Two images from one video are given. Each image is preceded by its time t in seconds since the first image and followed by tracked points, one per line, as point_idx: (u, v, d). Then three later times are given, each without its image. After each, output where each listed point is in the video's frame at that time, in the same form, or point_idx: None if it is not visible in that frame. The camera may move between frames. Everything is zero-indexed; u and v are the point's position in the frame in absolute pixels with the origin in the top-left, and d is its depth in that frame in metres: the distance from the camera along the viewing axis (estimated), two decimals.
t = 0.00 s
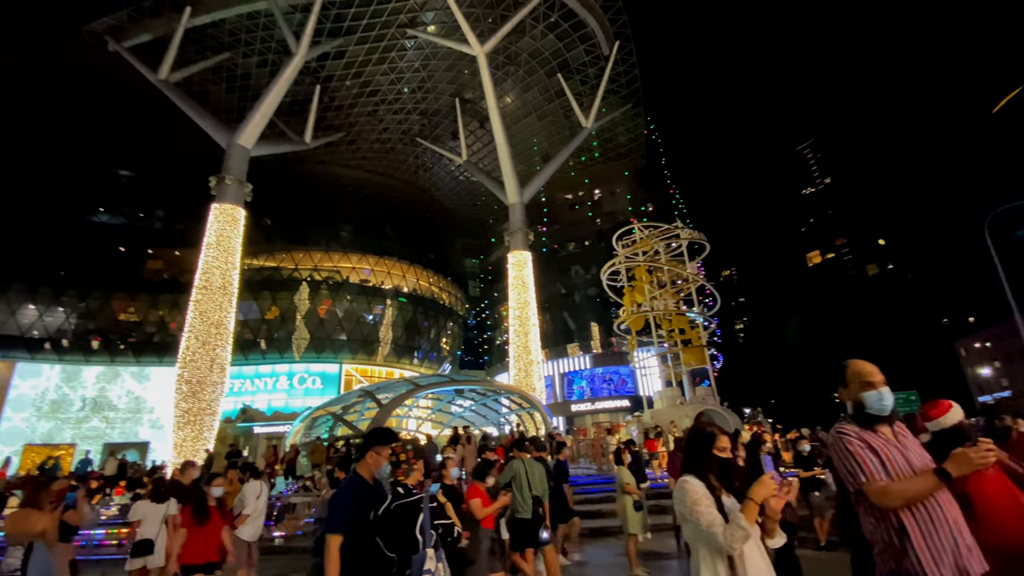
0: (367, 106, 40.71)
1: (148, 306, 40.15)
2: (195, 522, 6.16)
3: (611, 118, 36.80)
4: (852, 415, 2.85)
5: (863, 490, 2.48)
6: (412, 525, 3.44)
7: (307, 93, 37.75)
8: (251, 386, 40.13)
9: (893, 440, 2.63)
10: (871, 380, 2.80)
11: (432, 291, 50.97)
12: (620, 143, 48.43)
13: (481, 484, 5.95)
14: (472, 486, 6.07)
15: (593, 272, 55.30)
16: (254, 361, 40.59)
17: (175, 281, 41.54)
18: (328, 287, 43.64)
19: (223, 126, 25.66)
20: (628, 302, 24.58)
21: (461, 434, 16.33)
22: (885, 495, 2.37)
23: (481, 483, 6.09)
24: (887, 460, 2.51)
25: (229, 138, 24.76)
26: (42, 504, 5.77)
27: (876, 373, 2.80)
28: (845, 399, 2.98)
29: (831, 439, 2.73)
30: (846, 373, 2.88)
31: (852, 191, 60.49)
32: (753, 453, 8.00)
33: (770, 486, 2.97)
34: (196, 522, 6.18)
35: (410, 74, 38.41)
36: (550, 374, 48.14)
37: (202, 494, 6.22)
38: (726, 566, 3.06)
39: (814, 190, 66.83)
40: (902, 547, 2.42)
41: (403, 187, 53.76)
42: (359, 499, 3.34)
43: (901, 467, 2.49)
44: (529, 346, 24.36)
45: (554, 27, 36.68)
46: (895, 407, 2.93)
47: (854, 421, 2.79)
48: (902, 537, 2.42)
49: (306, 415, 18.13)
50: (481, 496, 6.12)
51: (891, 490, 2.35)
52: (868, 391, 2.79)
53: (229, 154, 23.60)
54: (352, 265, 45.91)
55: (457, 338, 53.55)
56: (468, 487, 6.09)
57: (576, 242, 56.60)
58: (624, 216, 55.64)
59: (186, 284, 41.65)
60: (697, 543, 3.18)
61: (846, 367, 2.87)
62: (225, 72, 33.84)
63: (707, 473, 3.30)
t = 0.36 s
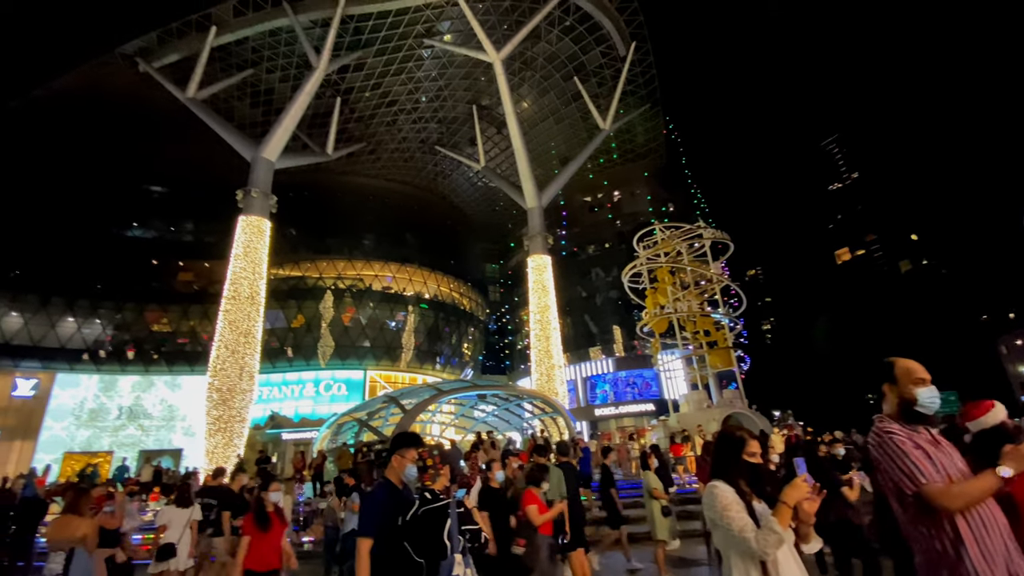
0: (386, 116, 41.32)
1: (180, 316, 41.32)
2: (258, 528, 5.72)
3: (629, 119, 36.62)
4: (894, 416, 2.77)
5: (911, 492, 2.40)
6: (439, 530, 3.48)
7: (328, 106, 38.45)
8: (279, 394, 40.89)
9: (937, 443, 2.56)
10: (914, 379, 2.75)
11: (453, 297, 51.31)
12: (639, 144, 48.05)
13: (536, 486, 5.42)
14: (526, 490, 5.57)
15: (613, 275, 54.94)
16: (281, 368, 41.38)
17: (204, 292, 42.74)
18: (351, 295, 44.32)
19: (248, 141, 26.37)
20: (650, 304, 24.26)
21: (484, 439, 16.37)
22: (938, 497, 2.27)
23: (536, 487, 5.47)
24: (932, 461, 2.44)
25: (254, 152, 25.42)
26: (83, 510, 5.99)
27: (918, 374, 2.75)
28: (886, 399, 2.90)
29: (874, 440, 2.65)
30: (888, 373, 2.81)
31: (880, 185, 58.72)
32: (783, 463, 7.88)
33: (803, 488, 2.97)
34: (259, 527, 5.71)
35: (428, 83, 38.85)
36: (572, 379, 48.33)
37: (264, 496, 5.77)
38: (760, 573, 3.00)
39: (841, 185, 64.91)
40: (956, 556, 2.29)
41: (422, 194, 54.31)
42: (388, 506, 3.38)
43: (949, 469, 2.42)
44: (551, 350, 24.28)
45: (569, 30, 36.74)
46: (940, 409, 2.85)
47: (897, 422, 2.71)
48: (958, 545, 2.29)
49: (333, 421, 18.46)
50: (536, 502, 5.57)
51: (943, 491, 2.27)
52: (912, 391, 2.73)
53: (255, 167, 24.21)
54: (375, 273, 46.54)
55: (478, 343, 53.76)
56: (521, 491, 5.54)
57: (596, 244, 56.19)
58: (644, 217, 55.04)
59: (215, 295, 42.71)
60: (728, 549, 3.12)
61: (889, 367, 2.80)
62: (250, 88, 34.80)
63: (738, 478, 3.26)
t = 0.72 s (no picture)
0: (407, 127, 41.94)
1: (213, 328, 42.39)
2: (326, 537, 5.79)
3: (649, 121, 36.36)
4: (940, 418, 2.70)
5: (964, 497, 2.31)
6: (469, 537, 3.52)
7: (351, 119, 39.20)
8: (308, 402, 41.59)
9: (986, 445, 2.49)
10: (961, 381, 2.68)
11: (476, 304, 51.52)
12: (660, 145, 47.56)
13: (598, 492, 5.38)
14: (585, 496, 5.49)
15: (637, 278, 54.62)
16: (310, 377, 42.13)
17: (236, 304, 43.92)
18: (377, 303, 44.93)
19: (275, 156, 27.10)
20: (676, 307, 23.84)
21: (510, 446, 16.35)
22: (996, 503, 2.18)
23: (597, 492, 5.44)
24: (985, 464, 2.35)
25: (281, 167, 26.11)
26: (126, 517, 6.21)
27: (965, 376, 2.67)
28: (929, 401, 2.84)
29: (920, 442, 2.58)
30: (934, 374, 2.74)
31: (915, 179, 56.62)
32: (818, 469, 7.65)
33: (836, 484, 2.97)
34: (326, 537, 5.79)
35: (447, 93, 39.30)
36: (598, 384, 47.69)
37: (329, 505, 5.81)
38: None
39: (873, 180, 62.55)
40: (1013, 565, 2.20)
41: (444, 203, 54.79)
42: (419, 512, 3.41)
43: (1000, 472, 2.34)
44: (575, 356, 24.13)
45: (587, 35, 36.79)
46: (986, 411, 2.79)
47: (945, 424, 2.64)
48: (1014, 552, 2.20)
49: (361, 428, 18.72)
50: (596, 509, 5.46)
51: (1003, 493, 2.18)
52: (958, 393, 2.66)
53: (282, 182, 24.87)
54: (399, 281, 47.11)
55: (502, 349, 53.83)
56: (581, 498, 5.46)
57: (619, 247, 56.42)
58: (668, 218, 54.29)
59: (246, 307, 43.82)
60: (765, 555, 3.06)
61: (935, 367, 2.73)
62: (276, 105, 35.84)
63: (772, 483, 3.20)
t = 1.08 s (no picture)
0: (428, 138, 42.48)
1: (245, 339, 43.41)
2: (395, 543, 5.85)
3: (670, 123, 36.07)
4: (986, 422, 2.63)
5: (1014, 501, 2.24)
6: (501, 544, 3.56)
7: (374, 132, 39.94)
8: (337, 410, 42.19)
9: None
10: (1010, 382, 2.60)
11: (498, 311, 51.71)
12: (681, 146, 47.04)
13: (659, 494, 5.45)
14: (647, 499, 5.62)
15: (662, 282, 54.09)
16: (339, 386, 42.79)
17: (266, 315, 45.02)
18: (401, 312, 45.51)
19: (302, 170, 27.78)
20: (703, 310, 23.33)
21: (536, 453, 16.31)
22: None
23: (658, 496, 5.52)
24: None
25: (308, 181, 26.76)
26: (167, 524, 6.44)
27: (1014, 377, 2.59)
28: (973, 406, 2.74)
29: (963, 445, 2.52)
30: (979, 376, 2.65)
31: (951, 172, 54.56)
32: (853, 474, 7.47)
33: (876, 491, 2.89)
34: (396, 542, 5.86)
35: (466, 103, 39.73)
36: (624, 390, 48.00)
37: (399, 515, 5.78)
38: None
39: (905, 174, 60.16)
40: None
41: (465, 211, 55.36)
42: (449, 520, 3.47)
43: None
44: (599, 361, 23.97)
45: (605, 39, 36.78)
46: None
47: (991, 429, 2.57)
48: None
49: (389, 436, 18.96)
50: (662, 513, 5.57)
51: None
52: (1007, 396, 2.59)
53: (309, 195, 25.46)
54: (422, 289, 47.62)
55: (525, 355, 53.87)
56: (644, 502, 5.59)
57: (642, 250, 56.16)
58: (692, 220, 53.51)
59: (275, 318, 44.87)
60: (802, 564, 3.00)
61: (981, 370, 2.63)
62: (301, 121, 36.81)
63: (808, 492, 3.14)
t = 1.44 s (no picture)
0: (449, 147, 42.95)
1: (275, 348, 44.35)
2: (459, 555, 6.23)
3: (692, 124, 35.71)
4: None
5: None
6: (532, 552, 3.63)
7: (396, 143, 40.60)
8: (364, 417, 42.63)
9: None
10: None
11: (521, 316, 51.73)
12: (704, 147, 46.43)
13: (725, 503, 5.56)
14: (712, 508, 5.77)
15: (687, 285, 53.38)
16: (366, 394, 43.28)
17: (296, 325, 46.01)
18: (426, 319, 45.92)
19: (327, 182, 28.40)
20: (731, 313, 22.48)
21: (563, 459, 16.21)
22: None
23: (724, 505, 5.66)
24: None
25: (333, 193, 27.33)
26: (206, 530, 6.60)
27: None
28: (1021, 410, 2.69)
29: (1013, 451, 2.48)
30: None
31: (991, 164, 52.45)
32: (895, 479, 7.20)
33: (920, 497, 2.83)
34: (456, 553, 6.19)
35: (486, 111, 40.08)
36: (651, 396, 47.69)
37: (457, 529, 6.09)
38: None
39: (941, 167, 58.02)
40: None
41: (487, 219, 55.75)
42: (483, 527, 3.50)
43: None
44: (625, 366, 23.71)
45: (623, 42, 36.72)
46: None
47: None
48: None
49: (416, 443, 19.13)
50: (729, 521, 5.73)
51: None
52: None
53: (335, 207, 26.01)
54: (446, 297, 47.96)
55: (550, 361, 53.74)
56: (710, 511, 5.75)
57: (667, 253, 55.68)
58: (717, 221, 52.66)
59: (304, 327, 45.80)
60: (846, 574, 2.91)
61: None
62: (326, 135, 37.74)
63: (850, 500, 3.06)
